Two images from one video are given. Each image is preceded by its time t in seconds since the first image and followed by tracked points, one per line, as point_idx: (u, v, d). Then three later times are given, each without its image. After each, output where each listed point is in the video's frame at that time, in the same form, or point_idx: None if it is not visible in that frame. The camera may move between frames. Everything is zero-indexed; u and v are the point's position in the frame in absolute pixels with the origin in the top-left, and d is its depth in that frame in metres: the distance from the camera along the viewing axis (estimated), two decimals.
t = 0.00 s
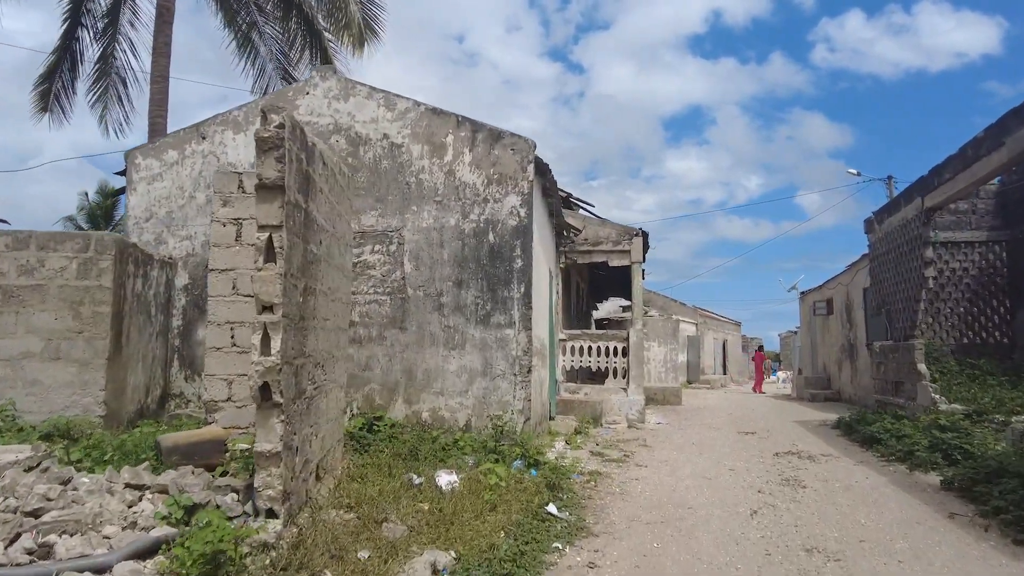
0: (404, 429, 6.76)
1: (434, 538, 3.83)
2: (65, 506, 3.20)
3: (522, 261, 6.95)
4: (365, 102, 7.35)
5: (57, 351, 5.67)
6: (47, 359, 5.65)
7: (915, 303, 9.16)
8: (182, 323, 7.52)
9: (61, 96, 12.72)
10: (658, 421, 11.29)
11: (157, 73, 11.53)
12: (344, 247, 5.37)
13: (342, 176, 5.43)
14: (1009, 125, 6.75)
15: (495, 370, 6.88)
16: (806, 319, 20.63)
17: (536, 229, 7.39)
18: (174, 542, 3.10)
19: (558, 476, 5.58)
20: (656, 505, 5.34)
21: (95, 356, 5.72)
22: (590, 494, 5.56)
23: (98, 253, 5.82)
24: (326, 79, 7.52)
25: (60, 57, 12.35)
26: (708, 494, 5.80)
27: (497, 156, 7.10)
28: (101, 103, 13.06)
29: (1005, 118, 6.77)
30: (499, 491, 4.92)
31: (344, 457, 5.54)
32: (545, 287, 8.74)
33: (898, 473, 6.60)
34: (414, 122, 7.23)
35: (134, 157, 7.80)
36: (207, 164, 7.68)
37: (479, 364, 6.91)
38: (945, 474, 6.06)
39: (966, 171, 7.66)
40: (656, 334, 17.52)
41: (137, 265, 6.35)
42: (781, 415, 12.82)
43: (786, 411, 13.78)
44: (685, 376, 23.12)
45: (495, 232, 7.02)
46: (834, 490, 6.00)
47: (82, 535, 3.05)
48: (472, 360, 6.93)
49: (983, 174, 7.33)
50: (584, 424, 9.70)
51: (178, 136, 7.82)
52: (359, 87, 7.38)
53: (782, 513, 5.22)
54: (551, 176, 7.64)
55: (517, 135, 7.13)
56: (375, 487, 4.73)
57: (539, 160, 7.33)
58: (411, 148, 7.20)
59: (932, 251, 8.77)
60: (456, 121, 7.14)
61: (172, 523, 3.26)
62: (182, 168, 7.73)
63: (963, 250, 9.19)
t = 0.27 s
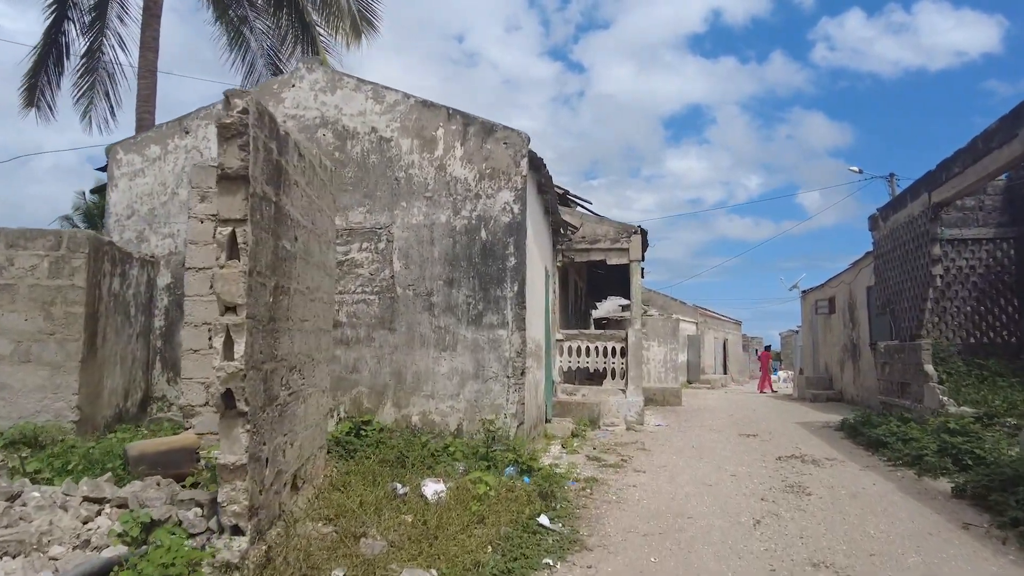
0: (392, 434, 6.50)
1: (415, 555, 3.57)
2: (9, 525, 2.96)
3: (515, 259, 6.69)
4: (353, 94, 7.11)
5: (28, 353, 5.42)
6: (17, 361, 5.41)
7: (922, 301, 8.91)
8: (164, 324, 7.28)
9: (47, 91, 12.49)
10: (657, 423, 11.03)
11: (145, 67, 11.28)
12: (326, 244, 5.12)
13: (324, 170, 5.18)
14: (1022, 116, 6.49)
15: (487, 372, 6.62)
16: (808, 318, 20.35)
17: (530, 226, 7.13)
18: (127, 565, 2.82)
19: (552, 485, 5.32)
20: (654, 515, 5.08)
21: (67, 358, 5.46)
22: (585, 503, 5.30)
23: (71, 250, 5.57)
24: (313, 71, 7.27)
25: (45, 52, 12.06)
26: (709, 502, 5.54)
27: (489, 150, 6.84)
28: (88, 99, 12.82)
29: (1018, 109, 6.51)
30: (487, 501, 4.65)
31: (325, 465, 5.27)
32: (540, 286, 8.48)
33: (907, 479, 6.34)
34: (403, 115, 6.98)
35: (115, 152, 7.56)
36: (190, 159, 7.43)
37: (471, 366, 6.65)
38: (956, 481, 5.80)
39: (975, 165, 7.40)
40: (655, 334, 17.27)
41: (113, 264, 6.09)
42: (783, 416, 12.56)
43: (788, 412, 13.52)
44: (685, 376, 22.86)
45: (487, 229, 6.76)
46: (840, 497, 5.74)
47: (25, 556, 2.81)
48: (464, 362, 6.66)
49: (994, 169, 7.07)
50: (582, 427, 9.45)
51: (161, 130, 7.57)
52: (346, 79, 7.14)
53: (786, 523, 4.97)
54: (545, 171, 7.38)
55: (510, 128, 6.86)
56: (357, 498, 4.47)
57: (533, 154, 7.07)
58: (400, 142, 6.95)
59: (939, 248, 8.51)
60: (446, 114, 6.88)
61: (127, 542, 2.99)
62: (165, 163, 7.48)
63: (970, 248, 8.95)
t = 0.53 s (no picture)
0: (381, 435, 6.24)
1: (393, 565, 3.31)
2: None
3: (510, 252, 6.42)
4: (342, 81, 6.85)
5: None
6: None
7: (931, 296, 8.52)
8: (147, 320, 7.02)
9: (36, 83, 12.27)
10: (658, 423, 10.76)
11: (134, 59, 11.02)
12: (307, 234, 4.86)
13: (307, 156, 4.92)
14: None
15: (481, 369, 6.35)
16: (811, 316, 20.07)
17: (525, 217, 6.85)
18: None
19: (546, 488, 5.05)
20: (654, 520, 4.81)
21: (38, 354, 5.20)
22: (581, 507, 5.03)
23: (43, 241, 5.31)
24: (301, 58, 7.02)
25: (33, 43, 11.82)
26: (712, 505, 5.28)
27: (483, 138, 6.57)
28: (77, 91, 12.58)
29: None
30: (476, 506, 4.39)
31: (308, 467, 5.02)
32: (537, 281, 8.21)
33: (919, 481, 6.07)
34: (394, 102, 6.72)
35: (97, 142, 7.30)
36: (174, 149, 7.17)
37: (464, 364, 6.37)
38: (972, 483, 5.53)
39: (990, 153, 7.11)
40: (656, 332, 16.99)
41: (89, 256, 5.83)
42: (787, 416, 12.27)
43: (792, 412, 13.23)
44: (686, 375, 22.58)
45: (480, 220, 6.49)
46: (850, 500, 5.48)
47: None
48: (456, 359, 6.39)
49: (1009, 156, 6.77)
50: (580, 427, 9.18)
51: (144, 120, 7.32)
52: (334, 65, 6.88)
53: (794, 528, 4.71)
54: (542, 160, 7.10)
55: (505, 116, 6.60)
56: (337, 503, 4.21)
57: (529, 143, 6.80)
58: (390, 131, 6.69)
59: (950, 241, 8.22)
60: (438, 101, 6.62)
61: (74, 553, 2.72)
62: (148, 153, 7.23)
63: (980, 241, 8.51)
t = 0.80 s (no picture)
0: (369, 442, 5.98)
1: None
2: None
3: (504, 252, 6.15)
4: (329, 74, 6.60)
5: None
6: None
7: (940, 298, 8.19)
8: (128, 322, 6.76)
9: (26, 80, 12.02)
10: (659, 427, 10.50)
11: (123, 54, 10.76)
12: (286, 233, 4.60)
13: (287, 150, 4.67)
14: None
15: (473, 374, 6.08)
16: (814, 317, 19.80)
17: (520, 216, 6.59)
18: None
19: (540, 500, 4.79)
20: (653, 536, 4.55)
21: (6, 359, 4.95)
22: (577, 521, 4.77)
23: (12, 240, 5.05)
24: (287, 50, 6.77)
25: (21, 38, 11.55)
26: (714, 518, 5.02)
27: (475, 133, 6.31)
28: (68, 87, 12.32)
29: None
30: (464, 522, 4.14)
31: (287, 480, 4.76)
32: (534, 282, 7.96)
33: (931, 491, 5.80)
34: (383, 96, 6.46)
35: (77, 137, 7.05)
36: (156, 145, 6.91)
37: (456, 368, 6.11)
38: (989, 495, 5.26)
39: (1005, 148, 6.82)
40: (658, 333, 16.72)
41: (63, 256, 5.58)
42: (791, 419, 12.00)
43: (796, 414, 12.96)
44: (688, 376, 22.32)
45: (473, 219, 6.22)
46: (859, 512, 5.22)
47: None
48: (448, 363, 6.12)
49: None
50: (579, 431, 8.92)
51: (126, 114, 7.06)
52: (322, 57, 6.63)
53: (802, 544, 4.44)
54: (537, 156, 6.84)
55: (499, 110, 6.33)
56: (316, 520, 3.95)
57: (524, 138, 6.53)
58: (379, 125, 6.42)
59: (961, 241, 7.93)
60: (429, 95, 6.36)
61: None
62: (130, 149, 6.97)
63: (989, 241, 8.01)
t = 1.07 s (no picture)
0: (352, 446, 5.75)
1: None
2: None
3: (493, 248, 5.91)
4: (313, 64, 6.39)
5: None
6: None
7: (945, 296, 7.92)
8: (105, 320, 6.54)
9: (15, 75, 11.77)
10: (657, 428, 10.27)
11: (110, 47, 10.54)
12: (259, 226, 4.37)
13: (261, 140, 4.44)
14: None
15: (461, 375, 5.84)
16: (815, 316, 19.56)
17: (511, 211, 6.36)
18: None
19: (527, 508, 4.55)
20: (645, 546, 4.30)
21: None
22: (566, 530, 4.52)
23: None
24: (270, 39, 6.55)
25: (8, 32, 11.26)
26: (711, 526, 4.78)
27: (463, 124, 6.07)
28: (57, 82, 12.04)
29: None
30: (443, 533, 3.91)
31: (261, 487, 4.53)
32: (527, 280, 7.73)
33: (938, 496, 5.56)
34: (367, 86, 6.24)
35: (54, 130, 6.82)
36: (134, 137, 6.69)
37: (443, 369, 5.87)
38: (1000, 501, 5.01)
39: (1014, 140, 6.57)
40: (656, 332, 16.48)
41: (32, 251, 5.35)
42: (792, 421, 11.75)
43: (796, 416, 12.72)
44: (687, 376, 22.07)
45: (461, 213, 5.98)
46: (863, 519, 4.98)
47: None
48: (434, 363, 5.88)
49: None
50: (573, 434, 8.68)
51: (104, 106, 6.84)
52: (305, 47, 6.42)
53: (803, 555, 4.20)
54: (528, 149, 6.60)
55: (488, 100, 6.10)
56: (286, 530, 3.73)
57: (514, 129, 6.30)
58: (364, 116, 6.19)
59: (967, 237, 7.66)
60: (415, 84, 6.13)
61: None
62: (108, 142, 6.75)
63: (994, 238, 7.82)
